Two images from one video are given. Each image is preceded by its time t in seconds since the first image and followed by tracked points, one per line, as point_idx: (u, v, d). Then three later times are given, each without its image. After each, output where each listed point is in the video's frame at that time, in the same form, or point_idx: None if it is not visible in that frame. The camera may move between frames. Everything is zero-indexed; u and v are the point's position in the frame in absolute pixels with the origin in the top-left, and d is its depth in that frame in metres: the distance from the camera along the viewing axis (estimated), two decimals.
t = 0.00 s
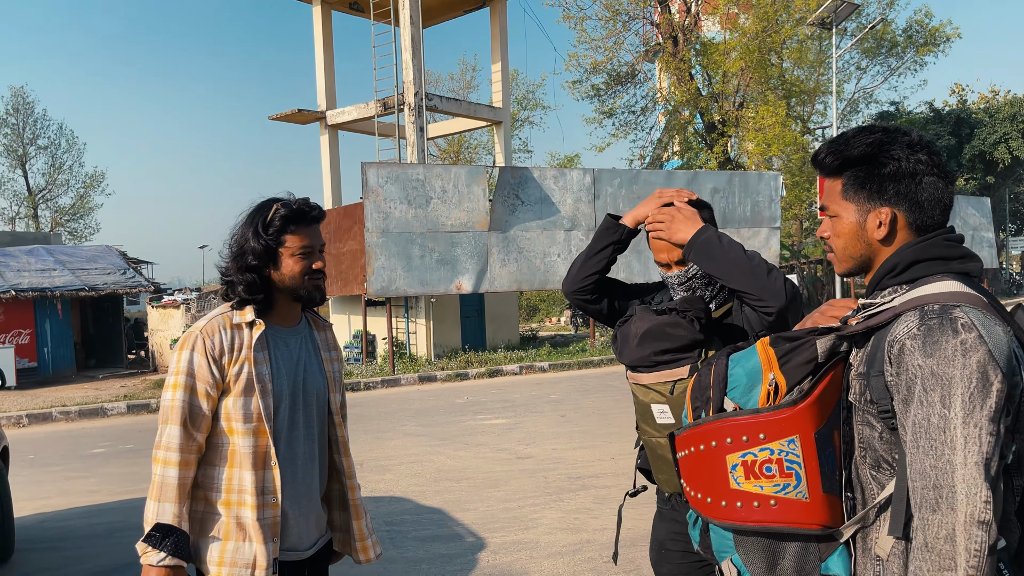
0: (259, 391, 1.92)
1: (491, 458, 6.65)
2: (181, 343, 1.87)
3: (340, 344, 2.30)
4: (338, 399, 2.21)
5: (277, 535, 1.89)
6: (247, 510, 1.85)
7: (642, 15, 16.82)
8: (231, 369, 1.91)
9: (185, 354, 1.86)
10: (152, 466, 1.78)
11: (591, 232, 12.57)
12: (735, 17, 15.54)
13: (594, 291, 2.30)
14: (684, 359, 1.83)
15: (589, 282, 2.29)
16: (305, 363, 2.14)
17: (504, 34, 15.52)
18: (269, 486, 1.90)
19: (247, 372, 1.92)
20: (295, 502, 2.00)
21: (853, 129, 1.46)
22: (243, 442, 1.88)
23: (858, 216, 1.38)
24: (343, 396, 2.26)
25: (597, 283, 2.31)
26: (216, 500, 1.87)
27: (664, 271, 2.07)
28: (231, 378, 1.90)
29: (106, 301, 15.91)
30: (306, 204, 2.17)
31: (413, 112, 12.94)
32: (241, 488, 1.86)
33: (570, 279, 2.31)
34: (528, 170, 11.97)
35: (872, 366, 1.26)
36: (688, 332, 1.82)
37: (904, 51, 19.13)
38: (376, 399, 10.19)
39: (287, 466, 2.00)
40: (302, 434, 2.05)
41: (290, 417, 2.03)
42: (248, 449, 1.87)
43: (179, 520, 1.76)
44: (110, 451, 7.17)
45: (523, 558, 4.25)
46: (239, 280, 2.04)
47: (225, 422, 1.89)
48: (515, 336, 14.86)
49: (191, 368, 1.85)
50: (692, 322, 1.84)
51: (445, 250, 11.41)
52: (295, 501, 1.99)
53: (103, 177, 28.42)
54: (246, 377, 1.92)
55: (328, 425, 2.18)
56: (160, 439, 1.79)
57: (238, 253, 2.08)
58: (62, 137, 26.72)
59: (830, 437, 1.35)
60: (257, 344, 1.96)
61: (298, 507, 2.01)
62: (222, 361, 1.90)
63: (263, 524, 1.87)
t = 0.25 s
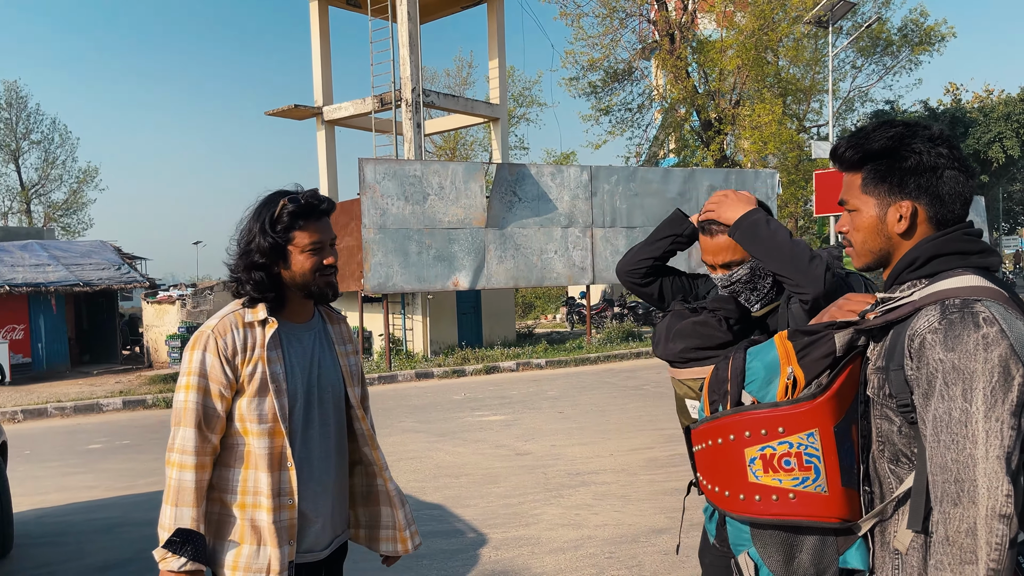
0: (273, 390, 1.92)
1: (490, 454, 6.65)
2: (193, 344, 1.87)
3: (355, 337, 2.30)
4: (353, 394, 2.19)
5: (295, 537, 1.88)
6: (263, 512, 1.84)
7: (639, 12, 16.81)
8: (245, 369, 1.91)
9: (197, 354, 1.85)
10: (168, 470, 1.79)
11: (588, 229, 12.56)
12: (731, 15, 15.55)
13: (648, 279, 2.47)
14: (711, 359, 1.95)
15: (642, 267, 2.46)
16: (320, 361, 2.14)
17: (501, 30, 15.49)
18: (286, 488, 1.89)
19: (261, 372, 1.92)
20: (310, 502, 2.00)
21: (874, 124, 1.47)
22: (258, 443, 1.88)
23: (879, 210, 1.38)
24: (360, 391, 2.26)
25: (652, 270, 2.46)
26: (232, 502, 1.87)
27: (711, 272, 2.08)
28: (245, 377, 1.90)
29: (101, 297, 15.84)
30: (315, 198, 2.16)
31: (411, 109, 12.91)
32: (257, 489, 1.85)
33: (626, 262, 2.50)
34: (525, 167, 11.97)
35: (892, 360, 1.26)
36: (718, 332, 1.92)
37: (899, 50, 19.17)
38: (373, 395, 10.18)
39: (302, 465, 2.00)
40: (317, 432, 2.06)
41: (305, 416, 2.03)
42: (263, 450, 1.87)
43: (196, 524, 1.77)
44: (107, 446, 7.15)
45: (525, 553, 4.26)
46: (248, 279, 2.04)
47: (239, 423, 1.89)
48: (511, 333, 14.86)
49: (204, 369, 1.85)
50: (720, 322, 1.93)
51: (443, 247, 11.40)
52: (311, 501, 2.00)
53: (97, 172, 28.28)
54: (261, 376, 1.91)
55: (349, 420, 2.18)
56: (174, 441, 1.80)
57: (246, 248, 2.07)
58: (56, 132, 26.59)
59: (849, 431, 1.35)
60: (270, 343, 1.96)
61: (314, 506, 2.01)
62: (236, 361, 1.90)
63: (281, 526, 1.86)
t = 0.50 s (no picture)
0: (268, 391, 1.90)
1: (477, 450, 6.64)
2: (181, 346, 1.83)
3: (350, 332, 2.29)
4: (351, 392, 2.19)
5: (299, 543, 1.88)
6: (263, 519, 1.83)
7: (626, 10, 16.84)
8: (237, 370, 1.88)
9: (186, 357, 1.82)
10: (161, 480, 1.76)
11: (575, 226, 12.57)
12: (718, 14, 15.61)
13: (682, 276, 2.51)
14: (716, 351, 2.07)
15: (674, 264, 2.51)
16: (315, 359, 2.13)
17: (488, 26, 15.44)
18: (286, 493, 1.88)
19: (254, 373, 1.90)
20: (311, 506, 2.00)
21: (869, 122, 1.47)
22: (254, 448, 1.86)
23: (874, 206, 1.38)
24: (356, 388, 2.26)
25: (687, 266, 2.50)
26: (230, 510, 1.85)
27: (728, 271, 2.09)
28: (238, 380, 1.88)
29: (83, 291, 15.64)
30: (301, 189, 2.13)
31: (397, 104, 12.83)
32: (255, 496, 1.84)
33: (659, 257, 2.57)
34: (512, 163, 11.95)
35: (888, 359, 1.27)
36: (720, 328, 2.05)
37: (883, 50, 19.33)
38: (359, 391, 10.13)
39: (302, 468, 1.99)
40: (316, 433, 2.05)
41: (302, 418, 2.02)
42: (259, 455, 1.86)
43: (195, 536, 1.74)
44: (89, 442, 7.06)
45: (513, 550, 4.26)
46: (234, 278, 2.01)
47: (233, 428, 1.86)
48: (497, 330, 14.85)
49: (193, 372, 1.81)
50: (725, 318, 2.05)
51: (429, 243, 11.36)
52: (312, 504, 1.99)
53: (78, 165, 27.92)
54: (255, 378, 1.89)
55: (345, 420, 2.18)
56: (166, 450, 1.77)
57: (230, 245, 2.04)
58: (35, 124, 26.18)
59: (844, 431, 1.35)
60: (262, 343, 1.93)
61: (315, 510, 2.01)
62: (227, 363, 1.88)
63: (283, 533, 1.86)
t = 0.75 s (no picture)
0: (253, 386, 1.88)
1: (458, 445, 6.64)
2: (156, 342, 1.80)
3: (328, 320, 2.30)
4: (332, 380, 2.21)
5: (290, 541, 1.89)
6: (253, 521, 1.82)
7: (609, 6, 16.87)
8: (219, 365, 1.86)
9: (163, 353, 1.78)
10: (144, 484, 1.72)
11: (557, 222, 12.59)
12: (700, 11, 15.69)
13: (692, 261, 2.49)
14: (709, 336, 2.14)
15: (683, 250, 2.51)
16: (295, 349, 2.14)
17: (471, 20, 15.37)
18: (275, 491, 1.88)
19: (236, 366, 1.88)
20: (299, 501, 2.00)
21: (847, 117, 1.50)
22: (241, 446, 1.84)
23: (854, 200, 1.40)
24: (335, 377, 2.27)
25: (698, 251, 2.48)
26: (217, 512, 1.83)
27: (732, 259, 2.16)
28: (220, 374, 1.86)
29: (58, 284, 15.37)
30: (277, 169, 2.11)
31: (379, 97, 12.74)
32: (244, 496, 1.83)
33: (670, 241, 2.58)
34: (495, 158, 11.92)
35: (871, 356, 1.28)
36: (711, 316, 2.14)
37: (862, 49, 19.53)
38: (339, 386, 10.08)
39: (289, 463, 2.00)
40: (301, 427, 2.05)
41: (287, 411, 2.02)
42: (247, 453, 1.84)
43: (185, 541, 1.72)
44: (66, 436, 6.95)
45: (494, 544, 4.27)
46: (204, 264, 2.00)
47: (217, 426, 1.84)
48: (478, 325, 14.85)
49: (172, 368, 1.78)
50: (715, 307, 2.14)
51: (410, 238, 11.31)
52: (300, 500, 2.00)
53: (52, 155, 27.39)
54: (237, 372, 1.87)
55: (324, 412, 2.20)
56: (148, 452, 1.73)
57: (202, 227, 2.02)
58: (8, 114, 25.68)
59: (829, 430, 1.37)
60: (243, 334, 1.92)
61: (303, 505, 2.02)
62: (208, 357, 1.85)
63: (275, 532, 1.86)
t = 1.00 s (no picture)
0: (232, 383, 1.85)
1: (438, 441, 6.61)
2: (130, 341, 1.74)
3: (303, 312, 2.30)
4: (309, 375, 2.19)
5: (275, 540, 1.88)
6: (235, 524, 1.79)
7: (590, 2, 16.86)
8: (198, 363, 1.82)
9: (137, 352, 1.73)
10: (126, 491, 1.66)
11: (538, 218, 12.58)
12: (681, 8, 15.73)
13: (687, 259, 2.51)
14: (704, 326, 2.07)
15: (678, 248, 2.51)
16: (272, 343, 2.11)
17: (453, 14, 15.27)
18: (257, 490, 1.87)
19: (215, 364, 1.84)
20: (281, 501, 1.99)
21: (824, 115, 1.49)
22: (222, 446, 1.81)
23: (832, 199, 1.40)
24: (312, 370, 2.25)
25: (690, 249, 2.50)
26: (201, 516, 1.80)
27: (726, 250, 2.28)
28: (199, 372, 1.82)
29: (31, 277, 15.08)
30: (248, 159, 2.07)
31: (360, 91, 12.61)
32: (227, 498, 1.80)
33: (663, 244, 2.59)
34: (476, 153, 11.88)
35: (848, 352, 1.29)
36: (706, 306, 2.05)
37: (841, 48, 19.72)
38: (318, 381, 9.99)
39: (271, 460, 1.98)
40: (281, 423, 2.03)
41: (266, 407, 2.00)
42: (229, 453, 1.81)
43: (174, 547, 1.68)
44: (38, 432, 6.81)
45: (474, 539, 4.26)
46: (174, 256, 1.94)
47: (198, 426, 1.80)
48: (459, 321, 14.80)
49: (149, 368, 1.73)
50: (710, 299, 2.07)
51: (391, 233, 11.24)
52: (282, 498, 1.98)
53: (25, 148, 26.82)
54: (216, 369, 1.84)
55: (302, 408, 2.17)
56: (130, 456, 1.67)
57: (171, 219, 1.96)
58: None
59: (806, 425, 1.39)
60: (220, 331, 1.88)
61: (285, 504, 2.00)
62: (187, 355, 1.81)
63: (257, 533, 1.85)
